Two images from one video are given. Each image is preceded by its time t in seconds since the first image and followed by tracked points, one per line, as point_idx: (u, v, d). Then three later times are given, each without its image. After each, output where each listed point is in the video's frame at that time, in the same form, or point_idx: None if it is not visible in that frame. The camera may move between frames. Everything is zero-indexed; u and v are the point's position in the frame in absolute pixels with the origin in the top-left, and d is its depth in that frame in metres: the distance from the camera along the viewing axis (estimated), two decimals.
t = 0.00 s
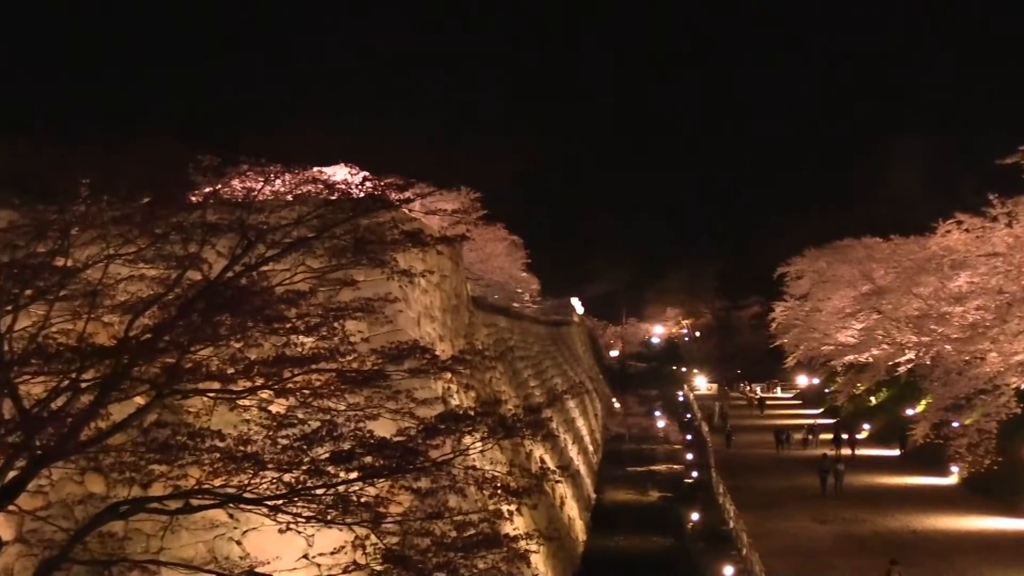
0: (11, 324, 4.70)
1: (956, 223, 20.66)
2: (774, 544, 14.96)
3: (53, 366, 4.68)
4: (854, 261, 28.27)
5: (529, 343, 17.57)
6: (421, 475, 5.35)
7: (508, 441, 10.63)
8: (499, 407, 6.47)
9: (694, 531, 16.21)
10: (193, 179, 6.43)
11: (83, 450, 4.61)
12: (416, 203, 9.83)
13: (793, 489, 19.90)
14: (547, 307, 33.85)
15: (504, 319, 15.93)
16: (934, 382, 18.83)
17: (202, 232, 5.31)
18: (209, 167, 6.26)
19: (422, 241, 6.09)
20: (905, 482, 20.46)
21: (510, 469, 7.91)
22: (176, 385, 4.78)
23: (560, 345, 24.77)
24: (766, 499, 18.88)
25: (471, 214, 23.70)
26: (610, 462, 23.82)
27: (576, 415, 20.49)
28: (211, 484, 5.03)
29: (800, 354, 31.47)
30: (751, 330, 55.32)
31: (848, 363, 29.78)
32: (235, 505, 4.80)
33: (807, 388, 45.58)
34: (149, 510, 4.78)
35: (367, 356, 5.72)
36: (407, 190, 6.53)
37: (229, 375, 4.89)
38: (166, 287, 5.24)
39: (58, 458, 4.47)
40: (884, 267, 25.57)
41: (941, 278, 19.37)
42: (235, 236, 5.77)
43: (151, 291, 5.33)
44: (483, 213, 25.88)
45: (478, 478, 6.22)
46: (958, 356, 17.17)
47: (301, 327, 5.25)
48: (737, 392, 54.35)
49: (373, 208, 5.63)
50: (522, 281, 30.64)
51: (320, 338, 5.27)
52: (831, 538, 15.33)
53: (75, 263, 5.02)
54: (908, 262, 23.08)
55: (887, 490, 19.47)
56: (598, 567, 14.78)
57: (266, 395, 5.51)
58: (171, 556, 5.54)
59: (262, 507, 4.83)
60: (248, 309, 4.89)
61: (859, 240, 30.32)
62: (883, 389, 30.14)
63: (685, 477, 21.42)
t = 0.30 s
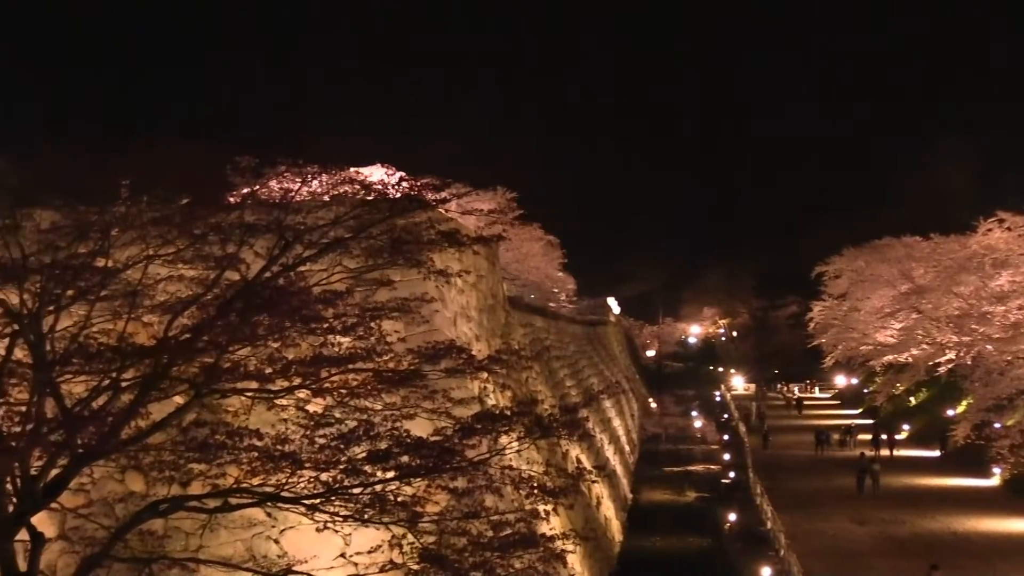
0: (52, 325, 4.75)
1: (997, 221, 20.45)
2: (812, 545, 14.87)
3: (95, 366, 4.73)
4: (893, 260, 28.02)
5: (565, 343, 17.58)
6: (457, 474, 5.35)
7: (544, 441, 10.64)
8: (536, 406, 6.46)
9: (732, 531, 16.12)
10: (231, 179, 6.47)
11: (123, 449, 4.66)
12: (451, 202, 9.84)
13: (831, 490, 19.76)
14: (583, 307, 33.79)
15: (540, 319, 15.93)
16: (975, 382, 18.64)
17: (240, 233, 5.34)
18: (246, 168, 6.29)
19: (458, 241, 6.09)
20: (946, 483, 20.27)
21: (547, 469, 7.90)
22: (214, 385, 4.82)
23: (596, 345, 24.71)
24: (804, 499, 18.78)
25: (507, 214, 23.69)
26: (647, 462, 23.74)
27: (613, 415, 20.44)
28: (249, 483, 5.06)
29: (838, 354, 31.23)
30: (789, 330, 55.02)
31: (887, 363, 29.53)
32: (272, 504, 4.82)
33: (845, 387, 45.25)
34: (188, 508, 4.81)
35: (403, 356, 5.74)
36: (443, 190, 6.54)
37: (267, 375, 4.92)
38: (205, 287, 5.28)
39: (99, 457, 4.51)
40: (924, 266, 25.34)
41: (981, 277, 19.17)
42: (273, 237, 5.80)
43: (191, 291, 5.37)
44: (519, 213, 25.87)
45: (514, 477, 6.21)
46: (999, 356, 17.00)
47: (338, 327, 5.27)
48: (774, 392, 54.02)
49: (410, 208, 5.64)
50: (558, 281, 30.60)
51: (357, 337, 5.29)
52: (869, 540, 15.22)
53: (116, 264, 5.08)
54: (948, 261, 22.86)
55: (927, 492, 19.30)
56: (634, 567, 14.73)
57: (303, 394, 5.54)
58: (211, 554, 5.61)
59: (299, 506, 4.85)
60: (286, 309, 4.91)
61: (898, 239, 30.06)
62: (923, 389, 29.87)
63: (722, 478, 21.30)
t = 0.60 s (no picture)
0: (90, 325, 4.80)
1: None
2: (849, 547, 14.76)
3: (132, 365, 4.77)
4: (929, 260, 27.79)
5: (599, 343, 17.57)
6: (491, 474, 5.35)
7: (577, 441, 10.64)
8: (569, 406, 6.45)
9: (767, 534, 15.99)
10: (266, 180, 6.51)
11: (160, 448, 4.69)
12: (485, 203, 9.84)
13: (868, 490, 19.61)
14: (616, 306, 33.72)
15: (573, 319, 15.92)
16: (1013, 383, 18.45)
17: (275, 233, 5.37)
18: (280, 169, 6.32)
19: (491, 241, 6.09)
20: (983, 484, 20.07)
21: (580, 470, 7.90)
22: (249, 384, 4.84)
23: (630, 344, 24.65)
24: (840, 500, 18.64)
25: (540, 214, 23.68)
26: (681, 463, 23.66)
27: (646, 415, 20.37)
28: (284, 482, 5.09)
29: (873, 354, 31.00)
30: (824, 330, 54.69)
31: (924, 363, 29.28)
32: (307, 503, 4.84)
33: (881, 388, 44.88)
34: (222, 507, 4.84)
35: (437, 356, 5.75)
36: (476, 190, 6.54)
37: (301, 375, 4.94)
38: (240, 288, 5.31)
39: (136, 456, 4.55)
40: (961, 266, 25.15)
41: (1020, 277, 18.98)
42: (307, 238, 5.83)
43: (226, 291, 5.41)
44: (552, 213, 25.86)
45: (548, 477, 6.20)
46: None
47: (371, 327, 5.29)
48: (809, 393, 53.69)
49: (443, 209, 5.65)
50: (591, 281, 30.55)
51: (390, 337, 5.30)
52: (907, 541, 15.09)
53: (152, 265, 5.12)
54: (986, 261, 22.68)
55: (964, 493, 19.14)
56: (668, 568, 14.67)
57: (338, 394, 5.56)
58: (246, 553, 5.67)
59: (334, 505, 4.87)
60: (320, 310, 4.92)
61: (935, 238, 29.80)
62: (960, 390, 29.59)
63: (757, 479, 21.15)
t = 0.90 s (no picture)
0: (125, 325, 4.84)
1: None
2: (882, 548, 14.64)
3: (166, 365, 4.81)
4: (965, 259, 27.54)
5: (630, 343, 17.53)
6: (522, 474, 5.34)
7: (609, 441, 10.61)
8: (601, 406, 6.43)
9: (799, 536, 15.82)
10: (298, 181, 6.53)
11: (193, 447, 4.72)
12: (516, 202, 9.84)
13: (902, 491, 19.44)
14: (648, 306, 33.62)
15: (604, 319, 15.89)
16: None
17: (307, 234, 5.39)
18: (312, 170, 6.34)
19: (522, 241, 6.08)
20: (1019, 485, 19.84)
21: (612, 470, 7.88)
22: (281, 384, 4.86)
23: (661, 344, 24.57)
24: (873, 501, 18.49)
25: (571, 213, 23.64)
26: (712, 463, 23.56)
27: (678, 415, 20.29)
28: (316, 481, 5.12)
29: (907, 354, 30.75)
30: (857, 330, 54.31)
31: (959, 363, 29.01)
32: (338, 502, 4.85)
33: (915, 388, 44.53)
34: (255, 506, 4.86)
35: (468, 356, 5.76)
36: (507, 190, 6.53)
37: (333, 375, 4.96)
38: (272, 289, 5.34)
39: (169, 455, 4.58)
40: (996, 265, 25.20)
41: None
42: (339, 237, 5.84)
43: (258, 291, 5.44)
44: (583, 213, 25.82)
45: (579, 477, 6.18)
46: None
47: (402, 327, 5.30)
48: (842, 393, 53.32)
49: (474, 208, 5.65)
50: (622, 281, 30.47)
51: (422, 337, 5.31)
52: (942, 543, 14.97)
53: (186, 265, 5.16)
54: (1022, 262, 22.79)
55: (1000, 494, 18.96)
56: (700, 568, 14.61)
57: (369, 394, 5.58)
58: (279, 552, 5.73)
59: (366, 505, 4.88)
60: (352, 310, 4.94)
61: (970, 237, 29.54)
62: (996, 391, 29.29)
63: (790, 479, 21.00)
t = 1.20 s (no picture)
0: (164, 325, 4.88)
1: None
2: (922, 550, 14.50)
3: (205, 365, 4.85)
4: (1006, 258, 27.24)
5: (667, 342, 17.49)
6: (559, 474, 5.33)
7: (645, 441, 10.59)
8: (637, 406, 6.41)
9: (838, 537, 15.74)
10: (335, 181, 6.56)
11: (232, 446, 4.75)
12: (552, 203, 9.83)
13: (942, 492, 19.25)
14: (685, 306, 33.48)
15: (641, 319, 15.85)
16: None
17: (343, 234, 5.41)
18: (349, 171, 6.36)
19: (558, 241, 6.07)
20: None
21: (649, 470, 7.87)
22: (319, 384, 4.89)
23: (698, 344, 24.46)
24: (913, 502, 18.32)
25: (608, 213, 23.59)
26: (749, 463, 23.45)
27: (715, 415, 20.20)
28: (353, 481, 5.14)
29: (947, 354, 30.45)
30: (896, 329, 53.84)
31: (1000, 363, 28.69)
32: (376, 502, 4.87)
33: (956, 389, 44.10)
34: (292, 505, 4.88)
35: (505, 355, 5.76)
36: (544, 190, 6.53)
37: (370, 374, 4.98)
38: (309, 289, 5.37)
39: (209, 453, 4.61)
40: None
41: None
42: (375, 238, 5.87)
43: (296, 291, 5.47)
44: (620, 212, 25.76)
45: (616, 477, 6.16)
46: None
47: (439, 327, 5.32)
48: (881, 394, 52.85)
49: (510, 208, 5.65)
50: (659, 281, 30.36)
51: (458, 337, 5.32)
52: (983, 544, 14.82)
53: (224, 266, 5.20)
54: None
55: None
56: (737, 569, 14.55)
57: (406, 393, 5.60)
58: (317, 551, 5.78)
59: (403, 504, 4.90)
60: (389, 310, 4.95)
61: (1012, 235, 29.22)
62: None
63: (828, 480, 20.85)
